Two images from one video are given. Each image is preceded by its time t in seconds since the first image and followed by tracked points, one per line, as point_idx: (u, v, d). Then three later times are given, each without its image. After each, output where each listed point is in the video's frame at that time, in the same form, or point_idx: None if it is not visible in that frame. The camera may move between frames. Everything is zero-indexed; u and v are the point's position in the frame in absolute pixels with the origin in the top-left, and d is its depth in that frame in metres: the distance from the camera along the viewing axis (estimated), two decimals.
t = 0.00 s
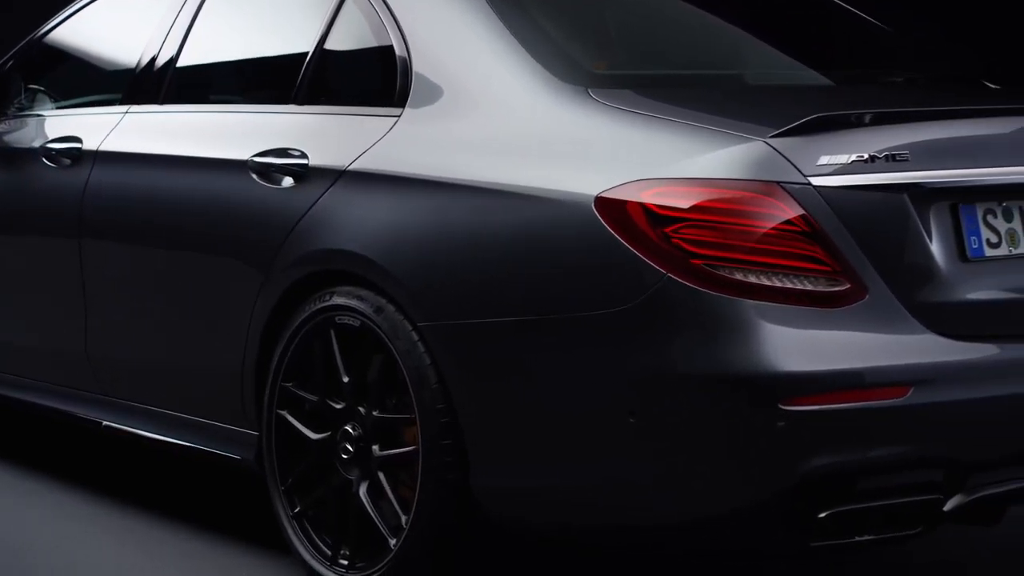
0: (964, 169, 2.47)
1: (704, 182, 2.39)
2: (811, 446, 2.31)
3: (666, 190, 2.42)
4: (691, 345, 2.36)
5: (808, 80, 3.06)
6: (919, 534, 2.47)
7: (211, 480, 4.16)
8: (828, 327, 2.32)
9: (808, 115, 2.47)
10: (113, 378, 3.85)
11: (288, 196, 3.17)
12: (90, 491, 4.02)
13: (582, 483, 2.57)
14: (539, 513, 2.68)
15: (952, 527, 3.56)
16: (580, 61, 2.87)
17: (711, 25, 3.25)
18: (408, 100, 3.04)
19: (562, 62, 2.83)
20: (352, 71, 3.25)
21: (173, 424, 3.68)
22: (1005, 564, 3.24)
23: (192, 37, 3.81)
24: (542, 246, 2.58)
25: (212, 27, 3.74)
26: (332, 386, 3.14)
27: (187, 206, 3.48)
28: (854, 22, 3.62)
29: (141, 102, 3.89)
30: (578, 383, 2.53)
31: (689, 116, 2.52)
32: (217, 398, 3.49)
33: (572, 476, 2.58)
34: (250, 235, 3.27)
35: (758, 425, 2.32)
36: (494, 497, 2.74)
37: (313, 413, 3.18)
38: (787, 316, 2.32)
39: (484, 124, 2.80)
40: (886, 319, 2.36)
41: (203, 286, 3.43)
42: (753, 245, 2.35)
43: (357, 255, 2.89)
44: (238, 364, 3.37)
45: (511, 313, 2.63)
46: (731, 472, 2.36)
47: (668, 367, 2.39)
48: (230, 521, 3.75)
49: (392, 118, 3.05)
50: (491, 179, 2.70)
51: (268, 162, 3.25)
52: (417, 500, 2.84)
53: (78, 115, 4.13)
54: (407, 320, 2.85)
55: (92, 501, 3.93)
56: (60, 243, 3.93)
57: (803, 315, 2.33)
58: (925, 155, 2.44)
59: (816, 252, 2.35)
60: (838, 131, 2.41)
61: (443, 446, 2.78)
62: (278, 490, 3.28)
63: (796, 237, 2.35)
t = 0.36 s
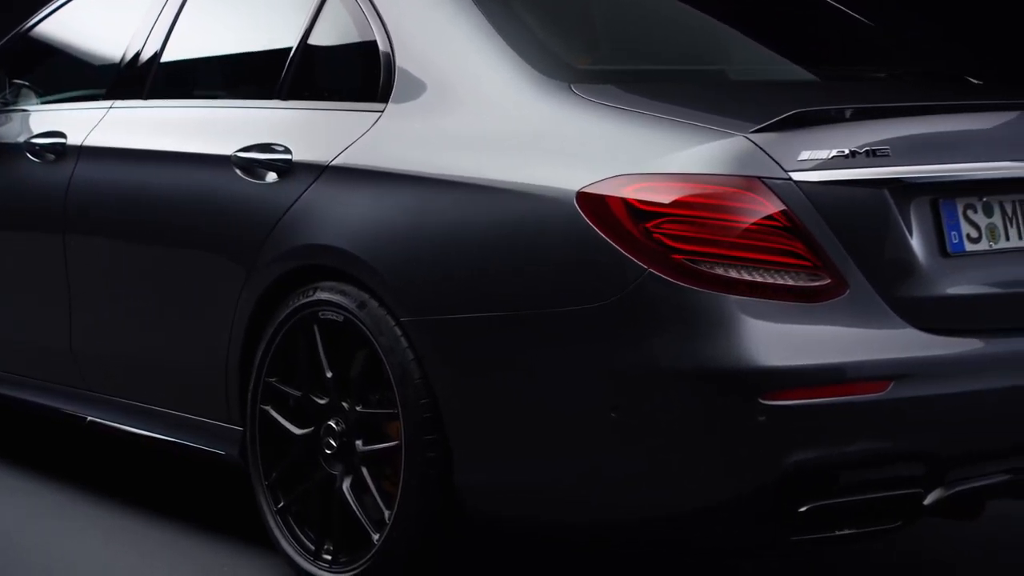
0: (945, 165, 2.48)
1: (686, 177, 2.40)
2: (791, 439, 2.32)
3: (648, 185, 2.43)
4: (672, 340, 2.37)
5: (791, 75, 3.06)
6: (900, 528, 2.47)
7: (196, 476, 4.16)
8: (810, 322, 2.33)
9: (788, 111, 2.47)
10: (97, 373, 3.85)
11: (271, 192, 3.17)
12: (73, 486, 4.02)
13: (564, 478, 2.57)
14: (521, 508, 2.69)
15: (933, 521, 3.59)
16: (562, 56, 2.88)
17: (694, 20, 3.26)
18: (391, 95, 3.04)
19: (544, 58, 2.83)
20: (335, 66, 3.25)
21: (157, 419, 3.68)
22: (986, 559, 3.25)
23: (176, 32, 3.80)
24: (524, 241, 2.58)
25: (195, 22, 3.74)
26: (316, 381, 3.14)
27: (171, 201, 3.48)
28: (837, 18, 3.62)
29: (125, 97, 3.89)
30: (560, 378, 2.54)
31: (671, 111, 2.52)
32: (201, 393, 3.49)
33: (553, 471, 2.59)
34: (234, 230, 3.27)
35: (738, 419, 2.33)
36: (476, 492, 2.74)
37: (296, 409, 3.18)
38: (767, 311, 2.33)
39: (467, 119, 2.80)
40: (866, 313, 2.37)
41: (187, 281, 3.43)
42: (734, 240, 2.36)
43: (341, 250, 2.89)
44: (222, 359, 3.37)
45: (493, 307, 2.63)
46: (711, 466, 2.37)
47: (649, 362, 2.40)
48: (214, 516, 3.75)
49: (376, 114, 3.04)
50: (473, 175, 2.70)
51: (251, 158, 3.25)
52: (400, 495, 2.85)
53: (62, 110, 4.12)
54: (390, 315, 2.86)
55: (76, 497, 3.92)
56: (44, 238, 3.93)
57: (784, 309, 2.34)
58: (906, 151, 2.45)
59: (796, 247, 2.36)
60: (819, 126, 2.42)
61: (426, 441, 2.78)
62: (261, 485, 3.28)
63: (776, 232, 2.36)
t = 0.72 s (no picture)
0: (925, 159, 2.49)
1: (667, 172, 2.40)
2: (771, 434, 2.32)
3: (629, 179, 2.43)
4: (652, 334, 2.37)
5: (774, 70, 3.07)
6: (880, 522, 2.49)
7: (180, 470, 4.17)
8: (790, 316, 2.34)
9: (769, 105, 2.48)
10: (81, 368, 3.84)
11: (254, 186, 3.16)
12: (57, 481, 4.01)
13: (545, 472, 2.58)
14: (502, 502, 2.69)
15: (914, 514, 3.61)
16: (545, 51, 2.88)
17: (677, 15, 3.26)
18: (374, 89, 3.03)
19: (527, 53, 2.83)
20: (318, 61, 3.25)
21: (141, 414, 3.68)
22: (965, 551, 3.27)
23: (160, 26, 3.79)
24: (506, 235, 2.59)
25: (179, 16, 3.73)
26: (299, 376, 3.14)
27: (154, 196, 3.47)
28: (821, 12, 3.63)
29: (109, 92, 3.88)
30: (542, 372, 2.54)
31: (653, 105, 2.53)
32: (185, 388, 3.49)
33: (534, 465, 2.59)
34: (217, 225, 3.27)
35: (718, 413, 2.33)
36: (458, 486, 2.74)
37: (280, 403, 3.18)
38: (748, 305, 2.34)
39: (449, 114, 2.80)
40: (846, 307, 2.38)
41: (170, 275, 3.43)
42: (715, 235, 2.37)
43: (324, 245, 2.89)
44: (205, 354, 3.37)
45: (475, 302, 2.63)
46: (692, 460, 2.38)
47: (630, 356, 2.40)
48: (198, 511, 3.75)
49: (358, 108, 3.04)
50: (455, 169, 2.71)
51: (234, 152, 3.24)
52: (382, 490, 2.85)
53: (46, 105, 4.11)
54: (373, 310, 2.86)
55: (60, 491, 3.92)
56: (28, 233, 3.92)
57: (765, 304, 2.34)
58: (886, 145, 2.46)
59: (777, 242, 2.37)
60: (800, 121, 2.42)
61: (409, 436, 2.79)
62: (245, 480, 3.28)
63: (757, 226, 2.36)
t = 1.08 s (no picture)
0: (905, 154, 2.49)
1: (648, 166, 2.41)
2: (752, 428, 2.33)
3: (610, 174, 2.43)
4: (634, 328, 2.38)
5: (757, 64, 3.07)
6: (860, 515, 2.50)
7: (164, 464, 4.16)
8: (770, 310, 2.35)
9: (751, 99, 2.48)
10: (66, 363, 3.84)
11: (238, 180, 3.16)
12: (41, 476, 4.01)
13: (526, 467, 2.58)
14: (484, 496, 2.69)
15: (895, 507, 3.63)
16: (527, 46, 2.88)
17: (660, 9, 3.26)
18: (357, 83, 3.03)
19: (510, 48, 2.83)
20: (302, 55, 3.25)
21: (125, 409, 3.67)
22: (946, 545, 3.29)
23: (144, 21, 3.78)
24: (488, 229, 2.59)
25: (163, 10, 3.72)
26: (283, 370, 3.14)
27: (138, 190, 3.47)
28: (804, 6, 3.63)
29: (93, 86, 3.87)
30: (523, 366, 2.54)
31: (635, 100, 2.53)
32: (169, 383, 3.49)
33: (516, 459, 2.60)
34: (200, 219, 3.26)
35: (699, 407, 2.34)
36: (441, 480, 2.75)
37: (264, 398, 3.18)
38: (729, 299, 2.34)
39: (432, 108, 2.80)
40: (827, 301, 2.39)
41: (154, 270, 3.42)
42: (696, 229, 2.37)
43: (307, 239, 2.89)
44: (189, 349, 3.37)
45: (458, 296, 2.64)
46: (673, 453, 2.38)
47: (611, 350, 2.41)
48: (182, 505, 3.75)
49: (342, 102, 3.04)
50: (438, 164, 2.71)
51: (218, 146, 3.24)
52: (366, 484, 2.86)
53: (30, 99, 4.10)
54: (356, 304, 2.86)
55: (44, 487, 3.91)
56: (12, 227, 3.91)
57: (745, 297, 2.35)
58: (867, 139, 2.47)
59: (758, 236, 2.37)
60: (781, 115, 2.43)
61: (391, 430, 2.79)
62: (229, 474, 3.29)
63: (738, 221, 2.37)
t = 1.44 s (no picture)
0: (887, 148, 2.50)
1: (630, 161, 2.41)
2: (733, 422, 2.33)
3: (593, 168, 2.44)
4: (616, 322, 2.38)
5: (741, 59, 3.08)
6: (840, 509, 2.51)
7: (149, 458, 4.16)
8: (752, 304, 2.35)
9: (733, 93, 2.48)
10: (50, 358, 3.83)
11: (221, 175, 3.16)
12: (26, 471, 4.00)
13: (509, 461, 2.59)
14: (467, 490, 2.70)
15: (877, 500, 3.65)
16: (510, 40, 2.88)
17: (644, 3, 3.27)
18: (340, 77, 3.03)
19: (493, 42, 2.83)
20: (286, 49, 3.24)
21: (109, 403, 3.67)
22: (928, 537, 3.31)
23: (128, 14, 3.78)
24: (471, 223, 2.59)
25: (147, 4, 3.72)
26: (266, 364, 3.13)
27: (122, 184, 3.46)
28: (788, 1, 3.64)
29: (78, 80, 3.86)
30: (506, 360, 2.55)
31: (618, 94, 2.53)
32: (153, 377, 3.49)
33: (498, 453, 2.60)
34: (183, 214, 3.26)
35: (680, 401, 2.34)
36: (424, 474, 2.75)
37: (247, 392, 3.18)
38: (711, 294, 2.35)
39: (416, 102, 2.80)
40: (809, 295, 2.39)
41: (138, 264, 3.42)
42: (678, 224, 2.38)
43: (290, 234, 2.89)
44: (174, 344, 3.37)
45: (440, 290, 2.64)
46: (654, 447, 2.39)
47: (593, 345, 2.41)
48: (166, 499, 3.75)
49: (325, 96, 3.03)
50: (421, 158, 2.71)
51: (201, 141, 3.23)
52: (349, 478, 2.86)
53: (14, 92, 4.09)
54: (339, 299, 2.86)
55: (29, 481, 3.91)
56: None
57: (726, 292, 2.36)
58: (849, 134, 2.47)
59: (740, 230, 2.38)
60: (763, 110, 2.44)
61: (375, 424, 2.79)
62: (213, 468, 3.29)
63: (720, 215, 2.37)
